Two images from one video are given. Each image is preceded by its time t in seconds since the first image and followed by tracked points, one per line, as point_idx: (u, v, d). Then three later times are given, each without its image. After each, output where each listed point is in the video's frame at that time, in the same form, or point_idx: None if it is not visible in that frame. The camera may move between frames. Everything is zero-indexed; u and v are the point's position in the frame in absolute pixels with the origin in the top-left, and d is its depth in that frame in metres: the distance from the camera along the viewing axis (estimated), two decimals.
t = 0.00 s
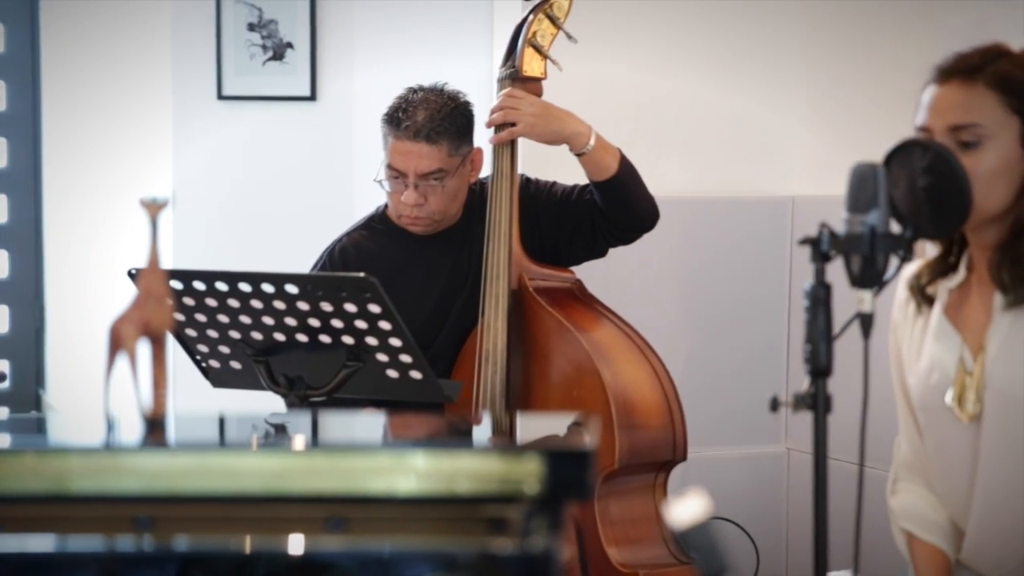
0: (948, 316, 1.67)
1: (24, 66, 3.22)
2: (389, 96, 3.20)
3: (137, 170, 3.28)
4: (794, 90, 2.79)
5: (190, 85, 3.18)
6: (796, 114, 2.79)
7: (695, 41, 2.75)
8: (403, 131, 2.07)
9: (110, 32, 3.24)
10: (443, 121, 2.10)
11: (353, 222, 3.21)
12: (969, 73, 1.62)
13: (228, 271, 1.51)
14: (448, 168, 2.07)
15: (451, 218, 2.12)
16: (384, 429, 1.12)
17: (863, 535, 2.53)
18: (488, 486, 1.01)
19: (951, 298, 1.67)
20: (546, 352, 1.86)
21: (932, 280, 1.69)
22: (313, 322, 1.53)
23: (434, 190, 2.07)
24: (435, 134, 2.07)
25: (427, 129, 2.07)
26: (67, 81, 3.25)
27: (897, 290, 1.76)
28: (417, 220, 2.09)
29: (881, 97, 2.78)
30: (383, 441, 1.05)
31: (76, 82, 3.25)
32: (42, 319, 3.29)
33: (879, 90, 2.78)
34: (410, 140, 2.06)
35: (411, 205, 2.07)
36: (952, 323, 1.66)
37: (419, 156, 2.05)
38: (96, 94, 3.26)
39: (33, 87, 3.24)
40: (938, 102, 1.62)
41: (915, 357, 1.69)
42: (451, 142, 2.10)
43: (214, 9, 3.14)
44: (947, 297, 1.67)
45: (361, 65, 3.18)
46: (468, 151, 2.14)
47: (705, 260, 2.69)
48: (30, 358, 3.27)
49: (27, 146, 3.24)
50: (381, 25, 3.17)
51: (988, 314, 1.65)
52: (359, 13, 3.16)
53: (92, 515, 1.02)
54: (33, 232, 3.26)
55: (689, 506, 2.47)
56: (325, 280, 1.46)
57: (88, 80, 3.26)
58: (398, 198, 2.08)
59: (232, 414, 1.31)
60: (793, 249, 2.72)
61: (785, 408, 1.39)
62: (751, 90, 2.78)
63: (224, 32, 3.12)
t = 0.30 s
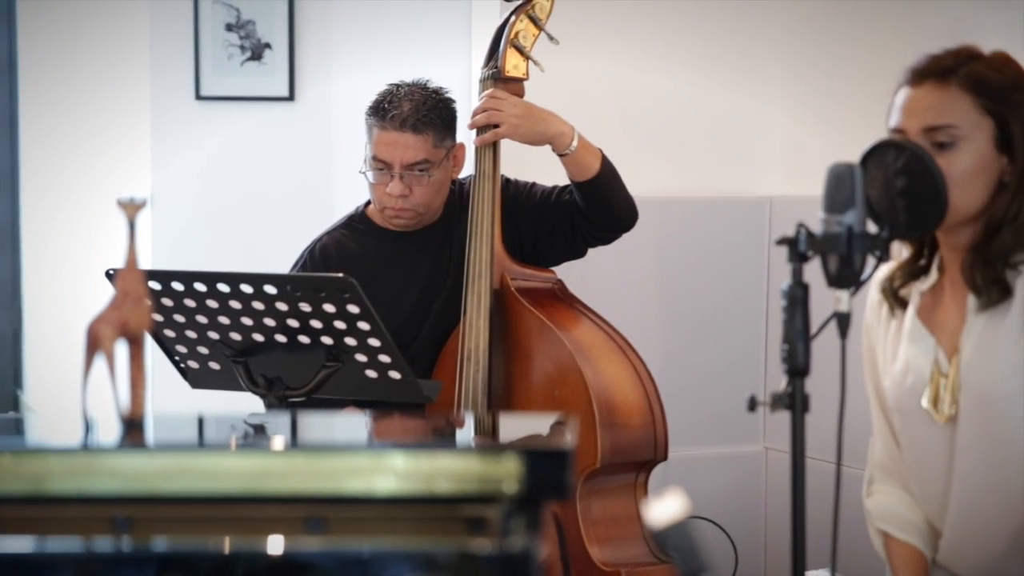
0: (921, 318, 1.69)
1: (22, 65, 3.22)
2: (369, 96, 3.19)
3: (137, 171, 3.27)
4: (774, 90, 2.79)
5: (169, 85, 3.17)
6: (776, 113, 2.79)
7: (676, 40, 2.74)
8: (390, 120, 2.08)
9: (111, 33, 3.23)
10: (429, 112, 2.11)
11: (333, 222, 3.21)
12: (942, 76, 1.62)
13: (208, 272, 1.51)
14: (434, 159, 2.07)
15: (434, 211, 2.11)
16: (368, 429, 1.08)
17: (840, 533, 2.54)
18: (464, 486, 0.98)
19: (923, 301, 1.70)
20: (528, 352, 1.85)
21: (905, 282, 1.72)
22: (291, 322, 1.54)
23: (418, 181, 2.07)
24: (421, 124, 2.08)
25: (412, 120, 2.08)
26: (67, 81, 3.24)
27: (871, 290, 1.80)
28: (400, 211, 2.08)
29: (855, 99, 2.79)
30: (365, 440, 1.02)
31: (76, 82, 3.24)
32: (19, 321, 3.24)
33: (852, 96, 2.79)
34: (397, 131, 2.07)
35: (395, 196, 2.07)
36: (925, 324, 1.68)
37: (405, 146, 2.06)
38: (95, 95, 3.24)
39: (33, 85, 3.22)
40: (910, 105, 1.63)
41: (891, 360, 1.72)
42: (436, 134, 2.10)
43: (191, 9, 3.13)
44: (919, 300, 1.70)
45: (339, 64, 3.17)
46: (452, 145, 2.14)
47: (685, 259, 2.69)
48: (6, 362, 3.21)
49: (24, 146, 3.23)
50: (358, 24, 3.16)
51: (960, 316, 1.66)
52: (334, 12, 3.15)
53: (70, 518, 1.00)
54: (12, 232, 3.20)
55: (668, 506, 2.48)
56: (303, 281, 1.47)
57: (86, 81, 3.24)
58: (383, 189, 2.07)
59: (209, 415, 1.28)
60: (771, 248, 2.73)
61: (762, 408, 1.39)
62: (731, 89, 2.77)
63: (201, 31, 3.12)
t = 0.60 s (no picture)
0: (906, 318, 1.70)
1: (21, 65, 3.21)
2: (353, 97, 3.19)
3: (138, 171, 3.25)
4: (758, 91, 2.79)
5: (154, 85, 3.17)
6: (759, 114, 2.80)
7: (659, 41, 2.75)
8: (375, 121, 2.08)
9: (108, 36, 3.19)
10: (415, 114, 2.11)
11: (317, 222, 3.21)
12: (925, 75, 1.63)
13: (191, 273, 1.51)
14: (418, 160, 2.07)
15: (418, 211, 2.11)
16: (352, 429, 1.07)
17: (823, 532, 2.55)
18: (444, 486, 0.95)
19: (907, 301, 1.71)
20: (512, 352, 1.85)
21: (889, 281, 1.74)
22: (275, 322, 1.54)
23: (404, 182, 2.07)
24: (406, 126, 2.09)
25: (397, 121, 2.08)
26: (67, 81, 3.22)
27: (853, 290, 1.81)
28: (385, 211, 2.08)
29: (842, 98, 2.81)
30: (350, 440, 0.97)
31: (76, 83, 3.22)
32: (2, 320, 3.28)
33: (839, 100, 2.81)
34: (382, 131, 2.07)
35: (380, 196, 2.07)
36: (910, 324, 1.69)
37: (390, 147, 2.07)
38: (97, 96, 3.21)
39: (32, 86, 3.22)
40: (893, 106, 1.64)
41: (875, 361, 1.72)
42: (421, 135, 2.11)
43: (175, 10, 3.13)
44: (904, 300, 1.71)
45: (324, 65, 3.17)
46: (437, 146, 2.14)
47: (668, 260, 2.70)
48: None
49: (24, 147, 3.23)
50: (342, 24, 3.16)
51: (944, 315, 1.68)
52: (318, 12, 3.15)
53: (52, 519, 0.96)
54: None
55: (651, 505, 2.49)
56: (288, 281, 1.47)
57: (86, 82, 3.21)
58: (368, 189, 2.07)
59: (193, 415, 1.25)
60: (755, 249, 2.74)
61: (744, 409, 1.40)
62: (715, 90, 2.78)
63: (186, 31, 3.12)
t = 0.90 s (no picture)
0: (891, 319, 1.71)
1: (21, 65, 3.19)
2: (335, 98, 3.19)
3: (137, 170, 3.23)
4: (737, 91, 2.79)
5: (133, 82, 3.15)
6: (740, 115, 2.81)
7: (641, 42, 2.75)
8: (357, 120, 2.08)
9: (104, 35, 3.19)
10: (397, 112, 2.11)
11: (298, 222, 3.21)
12: (906, 76, 1.64)
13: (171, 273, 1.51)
14: (401, 158, 2.08)
15: (401, 210, 2.12)
16: (335, 429, 1.07)
17: (804, 531, 2.55)
18: (427, 486, 0.94)
19: (891, 302, 1.72)
20: (494, 352, 1.86)
21: (873, 282, 1.74)
22: (257, 322, 1.54)
23: (387, 180, 2.07)
24: (389, 124, 2.09)
25: (380, 120, 2.08)
26: (67, 80, 3.21)
27: (835, 289, 1.82)
28: (368, 209, 2.08)
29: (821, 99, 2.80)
30: (332, 441, 0.97)
31: (76, 83, 3.21)
32: None
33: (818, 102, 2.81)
34: (365, 130, 2.07)
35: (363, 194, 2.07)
36: (894, 326, 1.70)
37: (373, 146, 2.07)
38: (97, 96, 3.22)
39: (32, 86, 3.21)
40: (875, 107, 1.65)
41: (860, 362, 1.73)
42: (404, 134, 2.11)
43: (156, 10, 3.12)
44: (888, 301, 1.72)
45: (310, 64, 3.17)
46: (419, 145, 2.14)
47: (649, 260, 2.70)
48: None
49: (24, 147, 3.22)
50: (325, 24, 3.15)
51: (928, 318, 1.69)
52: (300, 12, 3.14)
53: (32, 518, 0.94)
54: None
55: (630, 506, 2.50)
56: (270, 283, 1.47)
57: (86, 83, 3.22)
58: (351, 188, 2.07)
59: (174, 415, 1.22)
60: (735, 249, 2.75)
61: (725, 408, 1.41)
62: (696, 91, 2.78)
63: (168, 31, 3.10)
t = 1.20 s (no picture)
0: (868, 320, 1.72)
1: (21, 66, 3.16)
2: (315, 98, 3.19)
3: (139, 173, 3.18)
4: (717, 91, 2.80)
5: (112, 81, 3.15)
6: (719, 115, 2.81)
7: (620, 43, 2.75)
8: (340, 120, 2.07)
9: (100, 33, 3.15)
10: (379, 112, 2.11)
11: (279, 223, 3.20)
12: (884, 77, 1.65)
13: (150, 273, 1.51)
14: (383, 159, 2.08)
15: (383, 210, 2.12)
16: (316, 429, 1.07)
17: (783, 531, 2.56)
18: (408, 486, 0.93)
19: (868, 303, 1.73)
20: (475, 352, 1.86)
21: (850, 283, 1.75)
22: (237, 323, 1.54)
23: (368, 180, 2.07)
24: (371, 124, 2.08)
25: (362, 120, 2.08)
26: (66, 81, 3.16)
27: (814, 289, 1.83)
28: (350, 211, 2.09)
29: (806, 99, 2.73)
30: (314, 442, 0.97)
31: (77, 83, 3.16)
32: None
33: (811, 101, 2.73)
34: (347, 130, 2.07)
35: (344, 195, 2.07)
36: (872, 327, 1.70)
37: (355, 146, 2.06)
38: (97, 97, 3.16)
39: (32, 86, 3.16)
40: (852, 107, 1.65)
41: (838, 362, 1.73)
42: (386, 134, 2.10)
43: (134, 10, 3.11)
44: (865, 302, 1.73)
45: (288, 64, 3.16)
46: (401, 145, 2.14)
47: (629, 260, 2.71)
48: None
49: (24, 147, 3.17)
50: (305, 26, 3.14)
51: (904, 319, 1.69)
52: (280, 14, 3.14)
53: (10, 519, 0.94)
54: None
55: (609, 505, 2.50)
56: (249, 283, 1.47)
57: (85, 83, 3.16)
58: (333, 188, 2.07)
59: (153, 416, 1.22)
60: (714, 249, 2.75)
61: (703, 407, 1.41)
62: (675, 91, 2.79)
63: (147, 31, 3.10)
